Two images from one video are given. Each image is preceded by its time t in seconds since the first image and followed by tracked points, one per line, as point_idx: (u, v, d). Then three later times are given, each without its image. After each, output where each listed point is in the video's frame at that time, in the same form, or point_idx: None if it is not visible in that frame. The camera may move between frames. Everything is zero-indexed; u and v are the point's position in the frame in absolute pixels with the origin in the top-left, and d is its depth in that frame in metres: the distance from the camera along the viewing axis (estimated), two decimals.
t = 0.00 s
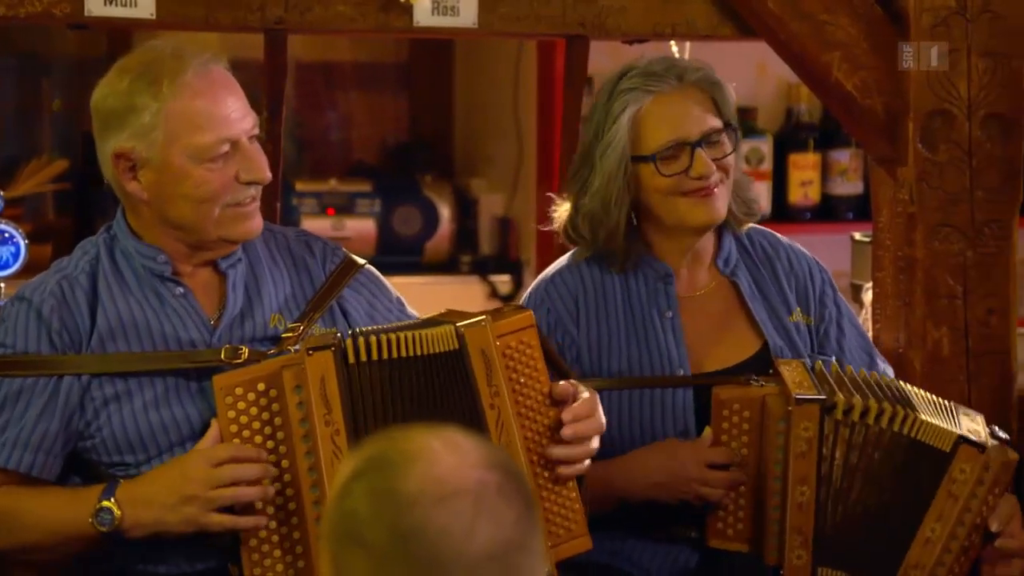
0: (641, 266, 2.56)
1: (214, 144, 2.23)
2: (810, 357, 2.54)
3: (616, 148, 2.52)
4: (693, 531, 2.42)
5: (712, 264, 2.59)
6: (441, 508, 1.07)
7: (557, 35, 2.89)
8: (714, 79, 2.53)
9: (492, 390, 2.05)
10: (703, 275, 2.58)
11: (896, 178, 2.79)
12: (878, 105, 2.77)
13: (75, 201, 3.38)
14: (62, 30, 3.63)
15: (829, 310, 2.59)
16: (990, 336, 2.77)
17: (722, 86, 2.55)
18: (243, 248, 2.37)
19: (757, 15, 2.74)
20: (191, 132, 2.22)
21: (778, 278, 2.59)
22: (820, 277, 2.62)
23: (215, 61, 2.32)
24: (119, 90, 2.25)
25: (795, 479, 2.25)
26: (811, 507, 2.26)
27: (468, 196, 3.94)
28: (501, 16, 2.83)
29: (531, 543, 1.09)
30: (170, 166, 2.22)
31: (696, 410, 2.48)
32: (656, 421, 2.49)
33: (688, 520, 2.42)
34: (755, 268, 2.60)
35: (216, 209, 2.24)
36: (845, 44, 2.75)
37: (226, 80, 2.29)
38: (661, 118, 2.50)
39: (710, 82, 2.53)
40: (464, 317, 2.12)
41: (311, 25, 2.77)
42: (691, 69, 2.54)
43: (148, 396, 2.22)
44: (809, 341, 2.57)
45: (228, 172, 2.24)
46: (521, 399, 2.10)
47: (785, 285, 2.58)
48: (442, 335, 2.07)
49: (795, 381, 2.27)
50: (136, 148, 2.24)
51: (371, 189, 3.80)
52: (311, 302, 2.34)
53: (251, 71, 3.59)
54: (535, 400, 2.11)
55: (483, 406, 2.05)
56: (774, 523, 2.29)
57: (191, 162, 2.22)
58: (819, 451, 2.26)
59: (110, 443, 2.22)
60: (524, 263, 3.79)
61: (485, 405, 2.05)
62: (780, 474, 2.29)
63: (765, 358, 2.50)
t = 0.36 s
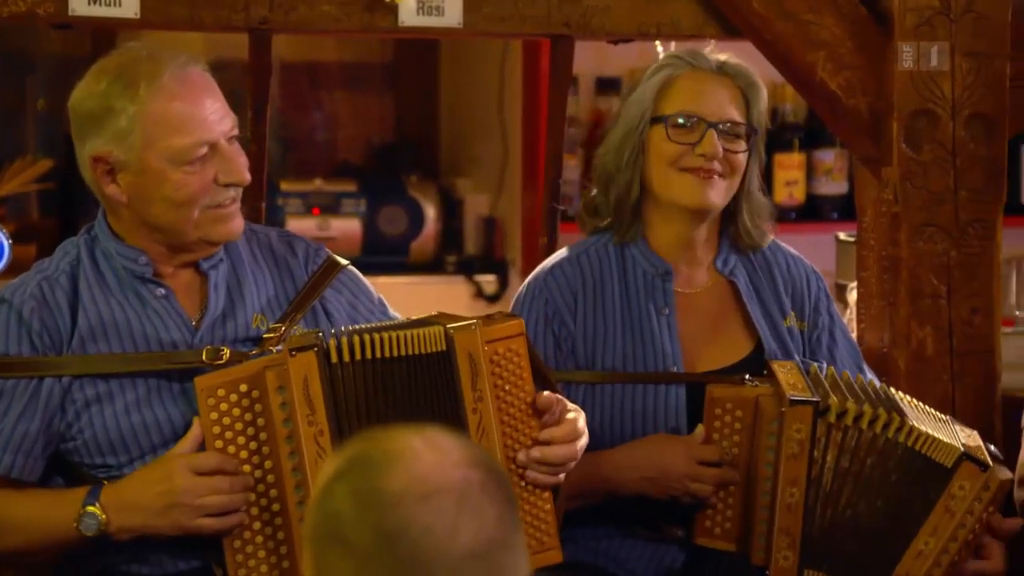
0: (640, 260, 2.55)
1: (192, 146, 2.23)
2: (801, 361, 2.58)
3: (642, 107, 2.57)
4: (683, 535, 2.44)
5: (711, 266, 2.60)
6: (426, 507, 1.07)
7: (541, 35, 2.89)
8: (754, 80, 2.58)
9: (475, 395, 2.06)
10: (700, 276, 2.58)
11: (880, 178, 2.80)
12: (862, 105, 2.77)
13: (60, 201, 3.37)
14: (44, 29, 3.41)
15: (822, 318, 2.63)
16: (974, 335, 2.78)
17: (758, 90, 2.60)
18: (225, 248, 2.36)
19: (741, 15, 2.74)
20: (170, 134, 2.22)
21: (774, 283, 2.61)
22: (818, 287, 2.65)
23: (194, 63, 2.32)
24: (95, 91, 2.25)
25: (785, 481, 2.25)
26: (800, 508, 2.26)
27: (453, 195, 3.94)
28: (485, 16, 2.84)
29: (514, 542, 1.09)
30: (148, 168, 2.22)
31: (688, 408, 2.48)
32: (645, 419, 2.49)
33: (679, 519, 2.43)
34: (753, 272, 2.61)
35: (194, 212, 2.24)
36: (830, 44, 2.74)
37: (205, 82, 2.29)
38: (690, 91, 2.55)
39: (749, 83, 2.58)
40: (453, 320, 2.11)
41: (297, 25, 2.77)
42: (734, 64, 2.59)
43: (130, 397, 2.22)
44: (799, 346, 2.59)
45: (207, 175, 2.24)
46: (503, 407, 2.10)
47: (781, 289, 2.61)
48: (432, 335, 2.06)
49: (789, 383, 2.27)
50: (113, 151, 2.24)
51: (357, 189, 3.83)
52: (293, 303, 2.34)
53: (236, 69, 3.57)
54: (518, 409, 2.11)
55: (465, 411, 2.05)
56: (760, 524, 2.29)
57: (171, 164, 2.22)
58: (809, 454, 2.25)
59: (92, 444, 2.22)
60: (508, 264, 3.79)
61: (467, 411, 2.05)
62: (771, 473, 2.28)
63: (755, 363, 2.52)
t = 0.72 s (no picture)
0: (613, 267, 2.55)
1: (156, 145, 2.21)
2: (777, 361, 2.58)
3: (590, 119, 2.59)
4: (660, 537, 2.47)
5: (687, 266, 2.60)
6: (404, 506, 1.06)
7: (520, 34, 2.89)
8: (694, 66, 2.59)
9: (445, 397, 2.04)
10: (678, 274, 2.58)
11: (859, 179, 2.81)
12: (841, 105, 2.78)
13: (39, 203, 3.37)
14: (23, 28, 3.57)
15: (795, 316, 2.63)
16: (952, 335, 2.79)
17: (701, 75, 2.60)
18: (203, 248, 2.36)
19: (721, 15, 2.74)
20: (134, 131, 2.22)
21: (749, 282, 2.60)
22: (789, 286, 2.65)
23: (172, 62, 2.31)
24: (67, 84, 2.25)
25: (764, 479, 2.26)
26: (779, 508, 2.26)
27: (434, 193, 3.95)
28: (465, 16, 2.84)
29: (491, 542, 1.09)
30: (112, 166, 2.22)
31: (665, 411, 2.49)
32: (622, 422, 2.49)
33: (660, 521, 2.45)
34: (729, 272, 2.61)
35: (159, 211, 2.23)
36: (809, 44, 2.74)
37: (178, 81, 2.28)
38: (634, 92, 2.56)
39: (690, 69, 2.59)
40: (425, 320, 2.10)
41: (276, 24, 2.76)
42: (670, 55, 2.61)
43: (108, 399, 2.22)
44: (775, 344, 2.59)
45: (172, 174, 2.23)
46: (475, 407, 2.08)
47: (757, 287, 2.60)
48: (400, 337, 2.05)
49: (769, 382, 2.29)
50: (81, 146, 2.24)
51: (337, 189, 3.78)
52: (271, 303, 2.34)
53: (215, 68, 3.56)
54: (489, 411, 2.09)
55: (434, 412, 2.04)
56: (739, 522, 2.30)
57: (134, 161, 2.21)
58: (790, 451, 2.25)
59: (70, 445, 2.22)
60: (490, 263, 3.83)
61: (436, 412, 2.04)
62: (750, 474, 2.29)
63: (733, 362, 2.52)
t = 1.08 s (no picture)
0: (593, 265, 2.55)
1: (128, 128, 2.22)
2: (755, 363, 2.58)
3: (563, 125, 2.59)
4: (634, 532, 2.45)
5: (665, 265, 2.61)
6: (384, 508, 1.06)
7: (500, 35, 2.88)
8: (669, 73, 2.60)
9: (425, 407, 2.04)
10: (658, 276, 2.59)
11: (838, 179, 2.80)
12: (820, 106, 2.77)
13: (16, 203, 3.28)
14: None
15: (773, 317, 2.64)
16: (931, 335, 2.80)
17: (677, 80, 2.61)
18: (183, 246, 2.35)
19: (700, 15, 2.74)
20: (108, 113, 2.23)
21: (728, 283, 2.62)
22: (767, 288, 2.66)
23: (162, 54, 2.33)
24: (53, 65, 2.28)
25: (742, 480, 2.27)
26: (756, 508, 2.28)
27: (414, 195, 3.92)
28: (444, 17, 2.84)
29: (472, 543, 1.09)
30: (85, 145, 2.23)
31: (647, 412, 2.49)
32: (602, 424, 2.48)
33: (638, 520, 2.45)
34: (708, 272, 2.62)
35: (128, 196, 2.23)
36: (788, 45, 2.74)
37: (163, 70, 2.29)
38: (607, 99, 2.56)
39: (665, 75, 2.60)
40: (415, 331, 2.10)
41: (255, 24, 2.76)
42: (648, 60, 2.61)
43: (85, 396, 2.21)
44: (753, 346, 2.60)
45: (143, 159, 2.23)
46: (453, 426, 2.09)
47: (735, 290, 2.61)
48: (386, 345, 2.04)
49: (748, 383, 2.28)
50: (58, 124, 2.26)
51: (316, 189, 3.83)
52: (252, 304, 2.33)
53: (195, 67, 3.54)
54: (467, 429, 2.10)
55: (412, 422, 2.04)
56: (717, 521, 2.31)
57: (107, 143, 2.22)
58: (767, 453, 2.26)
59: (47, 443, 2.21)
60: (469, 264, 3.81)
61: (415, 422, 2.04)
62: (728, 474, 2.30)
63: (713, 365, 2.52)
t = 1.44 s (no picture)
0: (594, 258, 2.54)
1: (121, 119, 2.22)
2: (749, 362, 2.60)
3: (591, 107, 2.59)
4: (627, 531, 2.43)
5: (664, 265, 2.61)
6: (365, 506, 1.03)
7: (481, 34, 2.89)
8: (705, 81, 2.61)
9: (405, 408, 2.04)
10: (656, 276, 2.59)
11: (819, 180, 2.80)
12: (801, 107, 2.78)
13: None
14: None
15: (768, 316, 2.67)
16: (911, 335, 2.81)
17: (709, 92, 2.62)
18: (171, 244, 2.35)
19: (681, 15, 2.74)
20: (102, 103, 2.22)
21: (724, 284, 2.63)
22: (762, 288, 2.68)
23: (156, 51, 2.33)
24: (47, 58, 2.28)
25: (742, 479, 2.27)
26: (754, 506, 2.28)
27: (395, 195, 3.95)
28: (426, 17, 2.84)
29: (453, 546, 1.06)
30: (77, 135, 2.22)
31: (645, 409, 2.48)
32: (600, 422, 2.47)
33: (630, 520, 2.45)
34: (705, 273, 2.62)
35: (118, 187, 2.21)
36: (769, 45, 2.74)
37: (158, 64, 2.29)
38: (640, 90, 2.57)
39: (699, 82, 2.61)
40: (393, 330, 2.10)
41: (236, 25, 2.76)
42: (688, 66, 2.63)
43: (71, 392, 2.20)
44: (748, 346, 2.61)
45: (135, 151, 2.22)
46: (433, 423, 2.09)
47: (731, 290, 2.62)
48: (368, 344, 2.04)
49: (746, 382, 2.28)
50: (51, 115, 2.25)
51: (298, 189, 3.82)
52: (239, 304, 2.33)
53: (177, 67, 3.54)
54: (448, 427, 2.10)
55: (392, 422, 2.04)
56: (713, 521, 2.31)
57: (99, 134, 2.21)
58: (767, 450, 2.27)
59: (32, 438, 2.20)
60: (451, 264, 3.83)
61: (395, 422, 2.04)
62: (727, 471, 2.29)
63: (707, 366, 2.52)
